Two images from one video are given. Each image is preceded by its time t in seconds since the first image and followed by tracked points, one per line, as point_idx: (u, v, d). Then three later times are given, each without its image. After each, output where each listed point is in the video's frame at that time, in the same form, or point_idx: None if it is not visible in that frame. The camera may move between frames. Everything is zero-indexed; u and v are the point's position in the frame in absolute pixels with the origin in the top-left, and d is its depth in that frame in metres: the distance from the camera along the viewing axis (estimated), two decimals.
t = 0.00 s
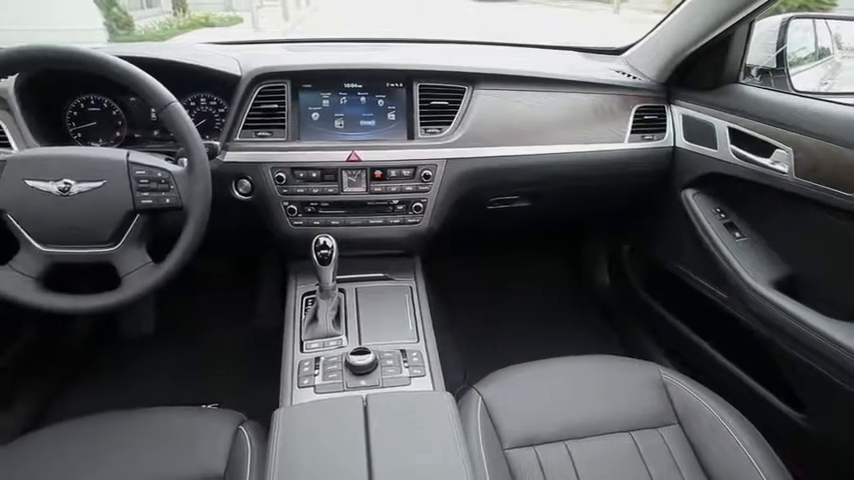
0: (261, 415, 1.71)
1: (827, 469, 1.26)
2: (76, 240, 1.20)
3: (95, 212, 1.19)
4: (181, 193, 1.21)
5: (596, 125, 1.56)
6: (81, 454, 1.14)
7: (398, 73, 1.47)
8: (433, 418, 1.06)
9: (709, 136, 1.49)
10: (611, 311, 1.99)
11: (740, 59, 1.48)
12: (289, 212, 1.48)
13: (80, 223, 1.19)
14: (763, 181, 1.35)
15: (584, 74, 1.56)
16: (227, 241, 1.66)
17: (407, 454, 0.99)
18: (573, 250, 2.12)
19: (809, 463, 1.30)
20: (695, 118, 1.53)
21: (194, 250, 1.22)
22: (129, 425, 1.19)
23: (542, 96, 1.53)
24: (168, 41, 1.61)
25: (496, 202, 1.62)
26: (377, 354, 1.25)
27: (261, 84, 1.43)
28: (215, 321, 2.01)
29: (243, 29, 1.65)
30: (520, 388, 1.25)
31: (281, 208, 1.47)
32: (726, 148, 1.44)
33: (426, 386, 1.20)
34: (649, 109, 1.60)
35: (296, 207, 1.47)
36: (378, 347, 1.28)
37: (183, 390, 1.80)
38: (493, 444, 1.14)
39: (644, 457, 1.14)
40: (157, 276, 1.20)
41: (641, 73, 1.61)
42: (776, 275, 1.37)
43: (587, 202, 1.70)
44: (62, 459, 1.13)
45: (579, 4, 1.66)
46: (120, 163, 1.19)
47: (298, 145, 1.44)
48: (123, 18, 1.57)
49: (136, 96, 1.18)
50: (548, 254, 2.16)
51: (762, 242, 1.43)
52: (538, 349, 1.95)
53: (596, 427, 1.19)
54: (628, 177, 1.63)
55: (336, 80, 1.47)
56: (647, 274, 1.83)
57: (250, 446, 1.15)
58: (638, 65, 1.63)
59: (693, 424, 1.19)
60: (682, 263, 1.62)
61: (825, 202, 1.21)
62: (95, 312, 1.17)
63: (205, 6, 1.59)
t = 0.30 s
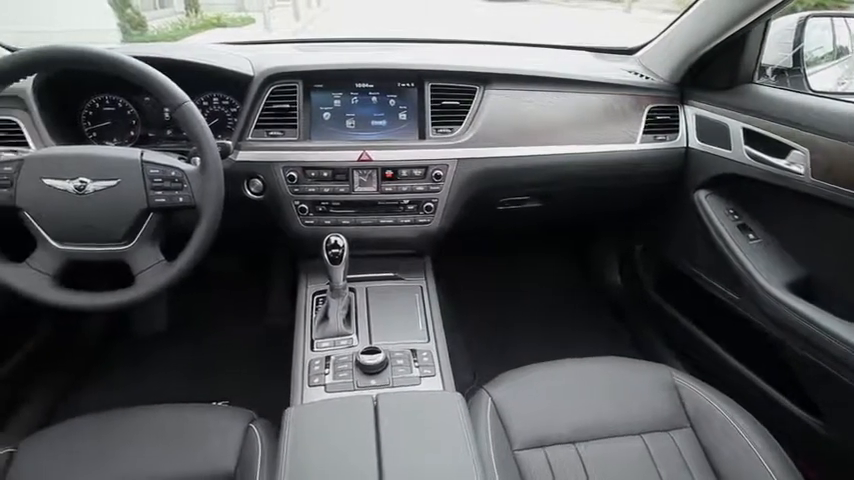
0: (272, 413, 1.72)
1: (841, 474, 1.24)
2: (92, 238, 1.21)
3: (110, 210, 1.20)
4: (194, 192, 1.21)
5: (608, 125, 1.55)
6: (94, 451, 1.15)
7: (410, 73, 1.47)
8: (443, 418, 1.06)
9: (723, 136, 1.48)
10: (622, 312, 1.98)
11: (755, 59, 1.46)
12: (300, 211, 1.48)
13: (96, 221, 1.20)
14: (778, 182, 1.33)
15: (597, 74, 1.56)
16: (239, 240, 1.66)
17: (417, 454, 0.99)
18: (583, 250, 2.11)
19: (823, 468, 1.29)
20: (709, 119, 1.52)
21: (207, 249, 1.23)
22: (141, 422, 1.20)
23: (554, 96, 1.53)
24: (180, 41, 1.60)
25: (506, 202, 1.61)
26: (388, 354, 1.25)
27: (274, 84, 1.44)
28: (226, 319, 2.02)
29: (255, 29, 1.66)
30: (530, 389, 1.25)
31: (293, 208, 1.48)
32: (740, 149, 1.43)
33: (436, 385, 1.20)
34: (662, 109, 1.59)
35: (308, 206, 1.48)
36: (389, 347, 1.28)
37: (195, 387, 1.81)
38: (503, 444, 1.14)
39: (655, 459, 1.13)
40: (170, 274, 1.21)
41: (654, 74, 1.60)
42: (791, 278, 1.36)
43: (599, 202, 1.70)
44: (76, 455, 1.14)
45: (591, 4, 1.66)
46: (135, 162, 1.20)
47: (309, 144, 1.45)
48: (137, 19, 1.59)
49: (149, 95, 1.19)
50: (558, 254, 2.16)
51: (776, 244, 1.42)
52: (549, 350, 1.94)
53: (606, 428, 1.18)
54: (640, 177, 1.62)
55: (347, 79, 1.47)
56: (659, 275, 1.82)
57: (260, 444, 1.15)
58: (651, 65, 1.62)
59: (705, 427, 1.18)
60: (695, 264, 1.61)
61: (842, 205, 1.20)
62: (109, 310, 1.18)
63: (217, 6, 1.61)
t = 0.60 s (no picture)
0: (282, 411, 1.73)
1: None
2: (108, 236, 1.22)
3: (125, 209, 1.20)
4: (207, 191, 1.22)
5: (621, 125, 1.54)
6: (106, 447, 1.16)
7: (421, 73, 1.47)
8: (454, 419, 1.06)
9: (738, 137, 1.46)
10: (633, 314, 1.97)
11: (771, 59, 1.45)
12: (311, 210, 1.49)
13: (111, 219, 1.21)
14: (794, 183, 1.32)
15: (609, 74, 1.55)
16: (251, 239, 1.67)
17: (428, 455, 0.99)
18: (594, 251, 2.11)
19: (838, 473, 1.27)
20: (723, 119, 1.51)
21: (220, 247, 1.24)
22: (153, 418, 1.21)
23: (566, 96, 1.52)
24: (193, 41, 1.62)
25: (517, 203, 1.61)
26: (398, 353, 1.25)
27: (286, 84, 1.44)
28: (238, 318, 2.03)
29: (266, 29, 1.66)
30: (540, 390, 1.24)
31: (304, 207, 1.48)
32: (754, 150, 1.41)
33: (447, 385, 1.19)
34: (675, 109, 1.58)
35: (319, 205, 1.48)
36: (399, 347, 1.28)
37: (207, 385, 1.82)
38: (513, 445, 1.13)
39: (666, 462, 1.12)
40: (184, 272, 1.22)
41: (667, 74, 1.59)
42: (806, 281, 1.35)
43: (611, 203, 1.69)
44: (89, 452, 1.15)
45: (603, 4, 1.65)
46: (149, 161, 1.21)
47: (320, 143, 1.45)
48: (150, 19, 1.59)
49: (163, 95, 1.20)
50: (569, 254, 2.15)
51: (791, 247, 1.40)
52: (559, 350, 1.93)
53: (618, 430, 1.18)
54: (653, 178, 1.61)
55: (359, 79, 1.47)
56: (671, 277, 1.81)
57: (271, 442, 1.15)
58: (665, 65, 1.61)
59: (718, 431, 1.17)
60: (709, 266, 1.60)
61: None
62: (122, 308, 1.19)
63: (228, 6, 1.61)
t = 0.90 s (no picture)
0: (294, 409, 1.73)
1: None
2: (123, 234, 1.23)
3: (140, 207, 1.21)
4: (221, 189, 1.22)
5: (635, 125, 1.53)
6: (119, 442, 1.16)
7: (434, 73, 1.47)
8: (465, 419, 1.06)
9: (754, 138, 1.44)
10: (646, 315, 1.96)
11: (789, 58, 1.44)
12: (324, 209, 1.49)
13: (126, 217, 1.22)
14: (812, 185, 1.30)
15: (623, 74, 1.54)
16: (263, 238, 1.68)
17: (441, 455, 0.99)
18: (607, 252, 2.11)
19: None
20: (739, 120, 1.49)
21: (233, 246, 1.24)
22: (166, 414, 1.22)
23: (579, 96, 1.51)
24: (206, 42, 1.63)
25: (529, 203, 1.61)
26: (410, 353, 1.25)
27: (299, 83, 1.45)
28: (251, 316, 2.04)
29: (278, 29, 1.67)
30: (550, 391, 1.24)
31: (316, 206, 1.49)
32: (771, 150, 1.40)
33: (458, 386, 1.19)
34: (690, 110, 1.57)
35: (331, 205, 1.49)
36: (411, 346, 1.28)
37: (220, 383, 1.83)
38: (523, 447, 1.13)
39: (679, 465, 1.11)
40: (198, 270, 1.23)
41: (682, 74, 1.58)
42: (823, 284, 1.33)
43: (624, 203, 1.67)
44: (104, 447, 1.15)
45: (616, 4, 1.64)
46: (164, 160, 1.22)
47: (333, 143, 1.46)
48: (164, 20, 1.61)
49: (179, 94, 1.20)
50: (583, 255, 2.16)
51: (809, 249, 1.39)
52: (571, 350, 1.93)
53: (630, 433, 1.17)
54: (666, 178, 1.60)
55: (372, 79, 1.47)
56: (685, 280, 1.80)
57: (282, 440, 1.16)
58: (680, 65, 1.60)
59: (732, 436, 1.15)
60: (724, 269, 1.58)
61: None
62: (137, 305, 1.20)
63: (241, 7, 1.63)
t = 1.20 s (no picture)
0: (305, 408, 1.74)
1: None
2: (139, 232, 1.24)
3: (156, 205, 1.22)
4: (234, 188, 1.23)
5: (649, 125, 1.53)
6: (133, 438, 1.17)
7: (446, 73, 1.47)
8: (477, 420, 1.06)
9: (772, 138, 1.43)
10: (659, 317, 1.95)
11: (809, 57, 1.43)
12: (336, 209, 1.49)
13: (142, 215, 1.23)
14: (829, 186, 1.28)
15: (638, 74, 1.53)
16: (276, 237, 1.69)
17: (452, 455, 0.99)
18: (621, 253, 2.10)
19: None
20: (755, 120, 1.48)
21: (247, 244, 1.25)
22: (179, 411, 1.23)
23: (592, 96, 1.50)
24: (219, 41, 1.63)
25: (542, 203, 1.60)
26: (422, 353, 1.25)
27: (313, 83, 1.45)
28: (264, 315, 2.05)
29: (290, 29, 1.68)
30: (562, 393, 1.23)
31: (329, 205, 1.49)
32: (788, 151, 1.38)
33: (470, 386, 1.19)
34: (704, 111, 1.56)
35: (343, 204, 1.49)
36: (423, 346, 1.28)
37: (232, 380, 1.84)
38: (534, 448, 1.13)
39: (692, 468, 1.10)
40: (212, 269, 1.23)
41: (697, 74, 1.57)
42: (840, 287, 1.32)
43: (638, 204, 1.66)
44: (118, 442, 1.16)
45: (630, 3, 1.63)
46: (179, 159, 1.22)
47: (346, 142, 1.46)
48: (178, 20, 1.63)
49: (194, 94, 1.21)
50: (596, 258, 2.14)
51: (826, 252, 1.37)
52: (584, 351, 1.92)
53: (643, 435, 1.16)
54: (680, 179, 1.59)
55: (384, 79, 1.48)
56: (699, 282, 1.79)
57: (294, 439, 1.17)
58: (694, 65, 1.59)
59: (747, 440, 1.14)
60: (739, 271, 1.57)
61: None
62: (151, 302, 1.21)
63: (254, 7, 1.63)
